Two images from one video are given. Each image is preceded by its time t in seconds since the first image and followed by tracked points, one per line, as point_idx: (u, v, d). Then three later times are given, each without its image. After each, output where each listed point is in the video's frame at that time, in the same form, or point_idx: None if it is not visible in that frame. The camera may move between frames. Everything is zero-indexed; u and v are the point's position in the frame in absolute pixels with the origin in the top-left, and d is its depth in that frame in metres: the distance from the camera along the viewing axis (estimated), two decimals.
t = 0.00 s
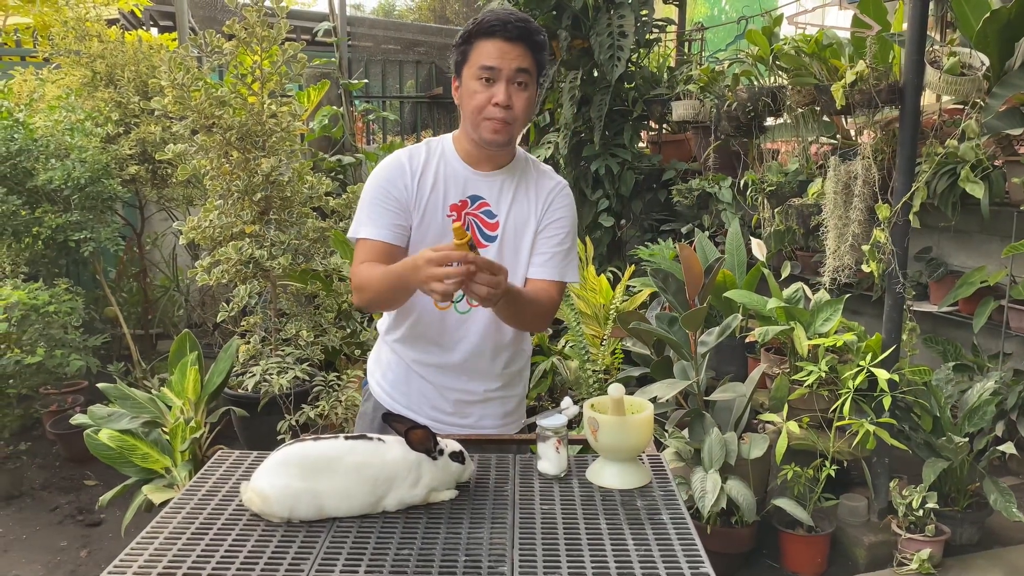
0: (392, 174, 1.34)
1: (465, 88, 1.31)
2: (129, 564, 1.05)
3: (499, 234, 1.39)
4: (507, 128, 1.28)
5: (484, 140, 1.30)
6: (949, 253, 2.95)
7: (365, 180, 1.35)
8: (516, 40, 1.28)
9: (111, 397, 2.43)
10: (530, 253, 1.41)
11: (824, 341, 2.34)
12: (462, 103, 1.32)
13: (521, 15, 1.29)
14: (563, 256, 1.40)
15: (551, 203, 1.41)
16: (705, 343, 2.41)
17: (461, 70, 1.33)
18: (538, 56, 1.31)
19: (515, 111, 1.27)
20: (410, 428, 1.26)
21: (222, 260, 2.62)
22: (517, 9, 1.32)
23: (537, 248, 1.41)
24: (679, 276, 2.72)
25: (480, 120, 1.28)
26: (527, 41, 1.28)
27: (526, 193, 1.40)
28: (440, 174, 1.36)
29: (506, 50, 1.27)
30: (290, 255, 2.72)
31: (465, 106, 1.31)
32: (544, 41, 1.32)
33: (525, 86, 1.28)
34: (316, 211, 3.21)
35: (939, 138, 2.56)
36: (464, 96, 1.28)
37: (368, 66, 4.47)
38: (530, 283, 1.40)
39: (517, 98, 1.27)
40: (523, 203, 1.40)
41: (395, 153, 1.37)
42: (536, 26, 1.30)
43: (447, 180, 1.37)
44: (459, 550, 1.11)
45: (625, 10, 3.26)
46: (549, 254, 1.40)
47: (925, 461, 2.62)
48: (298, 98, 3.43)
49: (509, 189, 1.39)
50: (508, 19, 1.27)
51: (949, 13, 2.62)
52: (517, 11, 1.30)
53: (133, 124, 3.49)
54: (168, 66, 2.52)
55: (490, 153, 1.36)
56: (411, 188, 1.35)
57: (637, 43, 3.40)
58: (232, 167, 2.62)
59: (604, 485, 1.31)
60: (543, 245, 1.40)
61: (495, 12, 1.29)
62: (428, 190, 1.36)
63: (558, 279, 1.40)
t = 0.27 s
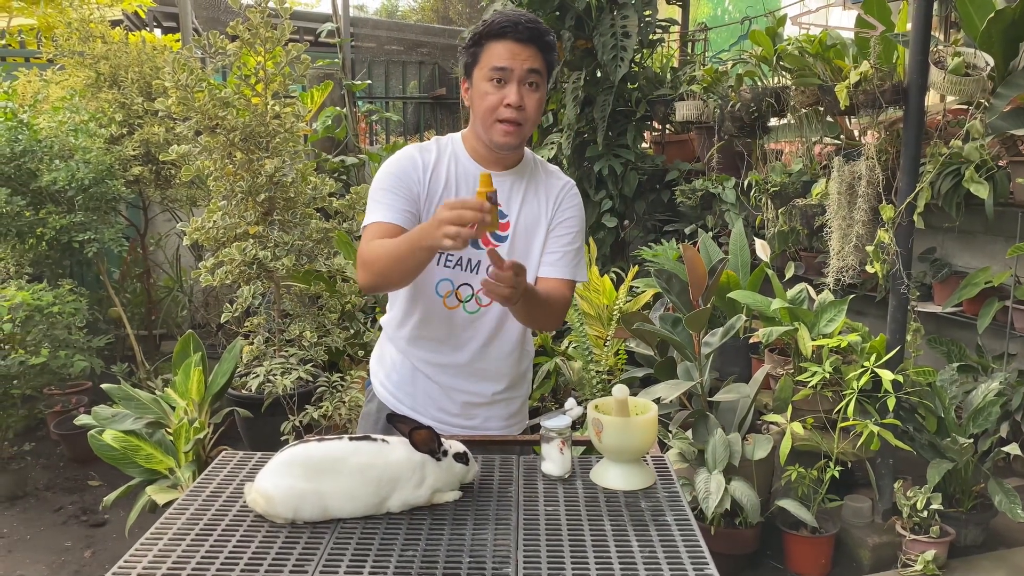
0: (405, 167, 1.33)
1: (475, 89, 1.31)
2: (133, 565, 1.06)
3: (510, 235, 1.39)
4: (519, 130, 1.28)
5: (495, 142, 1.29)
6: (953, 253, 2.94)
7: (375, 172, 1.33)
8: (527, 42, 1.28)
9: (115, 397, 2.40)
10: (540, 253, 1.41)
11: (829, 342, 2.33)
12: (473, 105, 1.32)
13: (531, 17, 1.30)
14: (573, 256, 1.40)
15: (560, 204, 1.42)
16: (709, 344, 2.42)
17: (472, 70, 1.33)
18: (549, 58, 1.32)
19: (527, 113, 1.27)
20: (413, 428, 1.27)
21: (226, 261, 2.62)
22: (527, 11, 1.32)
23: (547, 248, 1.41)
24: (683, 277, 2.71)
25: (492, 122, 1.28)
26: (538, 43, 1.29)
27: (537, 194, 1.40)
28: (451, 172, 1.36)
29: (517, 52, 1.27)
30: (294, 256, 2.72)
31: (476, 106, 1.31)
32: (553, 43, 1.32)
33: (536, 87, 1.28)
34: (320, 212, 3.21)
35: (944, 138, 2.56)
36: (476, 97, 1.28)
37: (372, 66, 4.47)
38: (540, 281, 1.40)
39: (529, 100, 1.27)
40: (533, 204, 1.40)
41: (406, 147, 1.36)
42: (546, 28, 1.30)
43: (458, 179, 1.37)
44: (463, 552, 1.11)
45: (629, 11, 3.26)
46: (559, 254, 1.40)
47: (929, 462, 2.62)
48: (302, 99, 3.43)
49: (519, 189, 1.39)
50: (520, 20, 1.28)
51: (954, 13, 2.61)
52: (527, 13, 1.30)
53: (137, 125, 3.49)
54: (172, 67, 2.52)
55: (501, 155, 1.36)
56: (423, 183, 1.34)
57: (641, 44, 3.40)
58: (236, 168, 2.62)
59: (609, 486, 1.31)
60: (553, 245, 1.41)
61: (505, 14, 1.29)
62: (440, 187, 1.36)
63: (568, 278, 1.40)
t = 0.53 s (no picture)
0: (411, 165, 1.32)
1: (472, 97, 1.30)
2: (136, 566, 1.06)
3: (516, 238, 1.37)
4: (519, 138, 1.28)
5: (495, 150, 1.29)
6: (955, 254, 2.94)
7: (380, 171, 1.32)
8: (523, 47, 1.27)
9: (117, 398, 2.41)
10: (547, 257, 1.42)
11: (831, 343, 2.33)
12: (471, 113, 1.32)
13: (526, 21, 1.29)
14: (580, 260, 1.44)
15: (564, 206, 1.43)
16: (711, 345, 2.43)
17: (468, 77, 1.32)
18: (545, 62, 1.31)
19: (526, 120, 1.28)
20: (416, 430, 1.26)
21: (227, 262, 2.63)
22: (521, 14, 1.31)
23: (555, 252, 1.43)
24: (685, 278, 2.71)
25: (490, 131, 1.28)
26: (533, 48, 1.28)
27: (541, 197, 1.40)
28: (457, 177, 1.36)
29: (513, 59, 1.26)
30: (296, 256, 2.72)
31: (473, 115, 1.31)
32: (549, 45, 1.31)
33: (533, 94, 1.29)
34: (322, 213, 3.21)
35: (946, 138, 2.55)
36: (473, 106, 1.28)
37: (373, 67, 4.48)
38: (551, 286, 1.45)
39: (527, 107, 1.27)
40: (538, 207, 1.40)
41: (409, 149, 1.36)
42: (541, 32, 1.29)
43: (464, 183, 1.36)
44: (465, 553, 1.11)
45: (630, 12, 3.26)
46: (570, 260, 1.43)
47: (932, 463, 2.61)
48: (303, 100, 3.43)
49: (525, 192, 1.39)
50: (514, 25, 1.27)
51: (956, 13, 2.61)
52: (522, 17, 1.29)
53: (139, 126, 3.49)
54: (174, 68, 2.52)
55: (502, 160, 1.36)
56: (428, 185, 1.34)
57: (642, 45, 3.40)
58: (238, 169, 2.62)
59: (611, 488, 1.30)
60: (561, 249, 1.43)
61: (499, 19, 1.28)
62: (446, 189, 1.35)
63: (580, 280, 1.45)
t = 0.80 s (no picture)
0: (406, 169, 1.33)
1: (455, 97, 1.30)
2: (134, 566, 1.06)
3: (517, 236, 1.37)
4: (504, 135, 1.27)
5: (481, 149, 1.28)
6: (955, 253, 2.94)
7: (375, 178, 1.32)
8: (503, 42, 1.27)
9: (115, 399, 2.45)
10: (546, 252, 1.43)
11: (830, 343, 2.32)
12: (456, 113, 1.31)
13: (504, 16, 1.28)
14: (580, 250, 1.49)
15: (560, 201, 1.44)
16: (711, 345, 2.42)
17: (452, 77, 1.32)
18: (527, 56, 1.30)
19: (510, 116, 1.26)
20: (414, 431, 1.25)
21: (226, 262, 2.62)
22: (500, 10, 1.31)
23: (555, 247, 1.46)
24: (684, 278, 2.71)
25: (475, 129, 1.27)
26: (514, 43, 1.28)
27: (536, 193, 1.41)
28: (453, 181, 1.37)
29: (493, 55, 1.26)
30: (295, 257, 2.72)
31: (458, 114, 1.31)
32: (531, 39, 1.31)
33: (516, 89, 1.28)
34: (321, 213, 3.21)
35: (945, 138, 2.55)
36: (456, 105, 1.28)
37: (372, 67, 4.48)
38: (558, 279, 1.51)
39: (510, 102, 1.26)
40: (535, 203, 1.40)
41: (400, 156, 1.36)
42: (521, 26, 1.29)
43: (460, 186, 1.37)
44: (464, 555, 1.10)
45: (629, 12, 3.26)
46: (573, 250, 1.48)
47: (932, 463, 2.61)
48: (302, 100, 3.43)
49: (521, 190, 1.39)
50: (492, 20, 1.27)
51: (955, 12, 2.61)
52: (501, 13, 1.29)
53: (138, 127, 3.49)
54: (172, 69, 2.52)
55: (492, 159, 1.36)
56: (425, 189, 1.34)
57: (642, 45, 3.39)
58: (237, 169, 2.62)
59: (610, 489, 1.30)
60: (561, 241, 1.46)
61: (477, 16, 1.28)
62: (444, 193, 1.35)
63: (581, 268, 1.50)
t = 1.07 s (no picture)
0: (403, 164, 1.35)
1: (450, 93, 1.30)
2: (135, 565, 1.05)
3: (511, 236, 1.37)
4: (497, 131, 1.27)
5: (475, 145, 1.29)
6: (955, 252, 2.94)
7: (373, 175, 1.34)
8: (498, 39, 1.26)
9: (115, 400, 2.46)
10: (544, 252, 1.42)
11: (830, 342, 2.32)
12: (450, 109, 1.32)
13: (500, 12, 1.28)
14: (581, 253, 1.47)
15: (561, 202, 1.43)
16: (711, 343, 2.42)
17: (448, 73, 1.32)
18: (523, 52, 1.29)
19: (503, 113, 1.26)
20: (414, 430, 1.25)
21: (226, 262, 2.61)
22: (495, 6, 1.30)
23: (555, 249, 1.45)
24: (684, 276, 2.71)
25: (468, 126, 1.28)
26: (508, 39, 1.27)
27: (534, 193, 1.40)
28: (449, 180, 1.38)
29: (488, 51, 1.25)
30: (294, 256, 2.71)
31: (452, 110, 1.31)
32: (528, 35, 1.30)
33: (510, 85, 1.27)
34: (320, 212, 3.20)
35: (945, 136, 2.55)
36: (451, 102, 1.28)
37: (371, 67, 4.47)
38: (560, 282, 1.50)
39: (503, 99, 1.26)
40: (533, 203, 1.40)
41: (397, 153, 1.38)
42: (516, 22, 1.28)
43: (456, 185, 1.38)
44: (465, 554, 1.10)
45: (629, 10, 3.26)
46: (575, 252, 1.46)
47: (932, 461, 2.61)
48: (301, 99, 3.43)
49: (517, 190, 1.39)
50: (486, 16, 1.26)
51: (955, 10, 2.61)
52: (496, 9, 1.28)
53: (136, 126, 3.49)
54: (171, 68, 2.51)
55: (488, 156, 1.36)
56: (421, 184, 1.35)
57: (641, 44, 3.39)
58: (236, 168, 2.61)
59: (611, 487, 1.30)
60: (561, 243, 1.45)
61: (473, 12, 1.28)
62: (438, 190, 1.36)
63: (583, 272, 1.48)
